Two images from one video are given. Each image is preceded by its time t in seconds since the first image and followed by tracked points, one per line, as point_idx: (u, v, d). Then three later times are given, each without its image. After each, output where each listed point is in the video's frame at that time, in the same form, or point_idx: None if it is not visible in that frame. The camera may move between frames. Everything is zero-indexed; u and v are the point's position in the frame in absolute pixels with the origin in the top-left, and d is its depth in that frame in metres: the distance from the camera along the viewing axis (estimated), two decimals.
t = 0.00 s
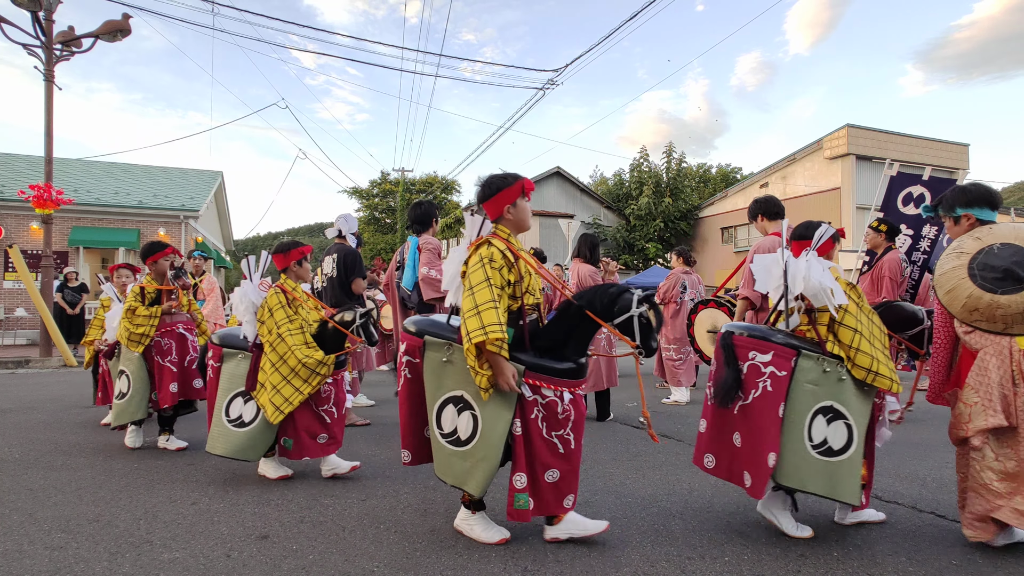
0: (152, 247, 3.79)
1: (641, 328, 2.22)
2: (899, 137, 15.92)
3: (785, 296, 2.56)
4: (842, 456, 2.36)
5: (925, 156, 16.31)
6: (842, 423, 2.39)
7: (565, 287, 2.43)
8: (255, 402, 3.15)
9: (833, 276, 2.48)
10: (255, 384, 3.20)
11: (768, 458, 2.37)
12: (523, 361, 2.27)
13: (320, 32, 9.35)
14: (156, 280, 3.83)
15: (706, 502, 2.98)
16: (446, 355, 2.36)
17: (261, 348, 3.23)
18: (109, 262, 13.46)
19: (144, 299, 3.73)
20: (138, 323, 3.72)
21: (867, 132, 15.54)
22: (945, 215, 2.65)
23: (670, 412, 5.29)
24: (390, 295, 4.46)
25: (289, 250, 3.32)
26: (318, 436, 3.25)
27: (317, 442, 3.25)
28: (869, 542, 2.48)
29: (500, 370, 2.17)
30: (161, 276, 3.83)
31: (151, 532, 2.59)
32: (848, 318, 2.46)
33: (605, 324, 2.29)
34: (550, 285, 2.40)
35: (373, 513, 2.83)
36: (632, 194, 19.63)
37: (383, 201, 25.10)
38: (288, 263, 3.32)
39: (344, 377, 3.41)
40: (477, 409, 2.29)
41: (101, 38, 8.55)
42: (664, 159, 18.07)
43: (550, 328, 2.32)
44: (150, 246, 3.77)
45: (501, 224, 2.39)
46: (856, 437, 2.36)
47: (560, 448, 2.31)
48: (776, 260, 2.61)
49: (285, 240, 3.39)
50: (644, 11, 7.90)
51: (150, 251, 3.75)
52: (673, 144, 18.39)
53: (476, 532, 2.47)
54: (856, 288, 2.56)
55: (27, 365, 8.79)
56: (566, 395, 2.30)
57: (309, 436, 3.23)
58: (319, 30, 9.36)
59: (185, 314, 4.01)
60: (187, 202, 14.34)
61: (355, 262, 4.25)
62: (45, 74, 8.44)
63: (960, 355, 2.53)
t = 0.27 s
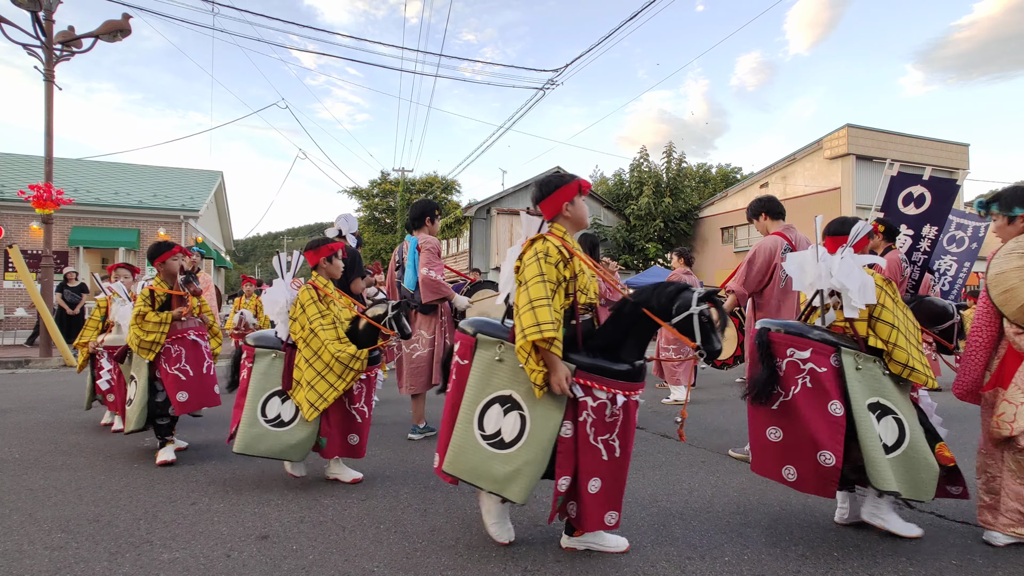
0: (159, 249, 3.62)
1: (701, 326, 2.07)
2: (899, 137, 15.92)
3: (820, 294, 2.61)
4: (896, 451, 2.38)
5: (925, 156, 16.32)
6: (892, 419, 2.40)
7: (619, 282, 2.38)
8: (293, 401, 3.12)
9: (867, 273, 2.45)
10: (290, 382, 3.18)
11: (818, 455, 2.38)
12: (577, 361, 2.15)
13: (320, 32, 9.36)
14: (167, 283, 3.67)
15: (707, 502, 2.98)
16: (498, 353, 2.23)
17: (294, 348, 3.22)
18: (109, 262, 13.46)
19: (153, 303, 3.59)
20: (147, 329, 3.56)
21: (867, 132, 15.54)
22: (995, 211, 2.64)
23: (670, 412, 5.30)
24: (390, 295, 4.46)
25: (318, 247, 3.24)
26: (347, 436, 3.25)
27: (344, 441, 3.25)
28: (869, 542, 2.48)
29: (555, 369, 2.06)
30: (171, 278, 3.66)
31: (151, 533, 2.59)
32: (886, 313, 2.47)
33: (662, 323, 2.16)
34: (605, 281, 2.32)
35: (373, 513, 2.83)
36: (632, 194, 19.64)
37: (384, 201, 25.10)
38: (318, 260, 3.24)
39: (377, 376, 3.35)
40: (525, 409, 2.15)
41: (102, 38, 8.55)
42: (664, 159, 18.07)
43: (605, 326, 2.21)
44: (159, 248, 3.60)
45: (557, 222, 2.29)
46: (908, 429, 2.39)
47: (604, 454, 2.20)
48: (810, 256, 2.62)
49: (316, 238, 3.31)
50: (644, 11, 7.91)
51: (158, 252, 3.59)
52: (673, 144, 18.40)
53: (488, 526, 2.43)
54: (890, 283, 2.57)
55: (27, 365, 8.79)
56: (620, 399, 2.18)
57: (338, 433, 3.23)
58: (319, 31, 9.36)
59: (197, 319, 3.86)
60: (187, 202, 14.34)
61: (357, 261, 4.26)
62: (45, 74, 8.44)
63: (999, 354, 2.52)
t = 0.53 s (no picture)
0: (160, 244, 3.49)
1: (761, 325, 2.00)
2: (899, 137, 15.92)
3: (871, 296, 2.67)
4: (935, 459, 2.42)
5: (925, 156, 16.31)
6: (933, 427, 2.44)
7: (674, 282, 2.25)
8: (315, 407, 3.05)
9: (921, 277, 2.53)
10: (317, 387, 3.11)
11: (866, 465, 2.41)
12: (628, 361, 2.03)
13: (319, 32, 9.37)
14: (170, 278, 3.56)
15: (707, 503, 2.98)
16: (547, 356, 2.18)
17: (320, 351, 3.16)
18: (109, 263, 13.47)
19: (160, 301, 3.49)
20: (158, 328, 3.46)
21: (867, 132, 15.54)
22: None
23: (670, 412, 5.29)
24: (389, 295, 4.46)
25: (344, 247, 3.05)
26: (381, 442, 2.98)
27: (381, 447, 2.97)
28: (869, 543, 2.48)
29: (599, 370, 1.97)
30: (175, 274, 3.57)
31: (151, 532, 2.59)
32: (937, 320, 2.51)
33: (719, 322, 2.06)
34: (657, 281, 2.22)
35: (373, 513, 2.83)
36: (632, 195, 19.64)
37: (384, 201, 25.11)
38: (343, 260, 3.07)
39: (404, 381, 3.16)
40: (578, 412, 2.10)
41: (102, 38, 8.55)
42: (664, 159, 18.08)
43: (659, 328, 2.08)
44: (159, 243, 3.48)
45: (608, 219, 2.21)
46: (944, 439, 2.44)
47: (672, 464, 2.01)
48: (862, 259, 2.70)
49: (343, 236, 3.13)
50: (644, 11, 7.91)
51: (157, 249, 3.47)
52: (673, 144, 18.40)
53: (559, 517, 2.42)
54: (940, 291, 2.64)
55: (27, 365, 8.79)
56: (676, 399, 2.00)
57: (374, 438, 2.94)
58: (319, 31, 9.37)
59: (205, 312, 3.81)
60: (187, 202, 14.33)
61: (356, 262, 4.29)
62: (45, 74, 8.44)
63: None
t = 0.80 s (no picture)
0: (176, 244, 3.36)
1: (847, 329, 1.95)
2: (899, 137, 15.93)
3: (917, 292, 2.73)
4: (967, 454, 2.45)
5: (925, 156, 16.31)
6: (968, 424, 2.47)
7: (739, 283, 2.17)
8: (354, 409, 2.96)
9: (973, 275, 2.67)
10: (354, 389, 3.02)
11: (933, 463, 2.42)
12: (703, 367, 1.93)
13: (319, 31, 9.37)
14: (185, 280, 3.40)
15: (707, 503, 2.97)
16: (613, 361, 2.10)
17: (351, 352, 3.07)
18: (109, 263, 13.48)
19: (172, 304, 3.33)
20: (168, 332, 3.32)
21: (867, 132, 15.54)
22: None
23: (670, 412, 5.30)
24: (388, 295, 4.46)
25: (371, 243, 3.00)
26: (414, 448, 2.92)
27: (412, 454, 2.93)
28: (869, 543, 2.48)
29: (673, 381, 1.87)
30: (191, 275, 3.39)
31: (151, 532, 2.59)
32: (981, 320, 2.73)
33: (798, 325, 1.98)
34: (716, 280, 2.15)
35: (373, 513, 2.83)
36: (632, 195, 19.65)
37: (384, 201, 25.11)
38: (371, 256, 3.01)
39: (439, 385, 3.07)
40: (650, 421, 2.01)
41: (102, 38, 8.55)
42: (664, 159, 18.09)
43: (732, 329, 2.02)
44: (174, 243, 3.33)
45: (669, 216, 2.08)
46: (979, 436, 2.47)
47: (745, 470, 1.96)
48: (909, 253, 2.73)
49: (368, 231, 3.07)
50: (644, 11, 7.91)
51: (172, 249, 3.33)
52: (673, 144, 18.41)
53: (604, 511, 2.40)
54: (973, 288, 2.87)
55: (27, 365, 8.78)
56: (756, 408, 1.93)
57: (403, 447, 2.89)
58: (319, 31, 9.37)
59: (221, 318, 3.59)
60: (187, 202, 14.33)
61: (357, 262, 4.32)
62: (45, 74, 8.44)
63: None
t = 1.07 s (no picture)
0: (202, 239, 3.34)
1: (914, 330, 1.98)
2: (899, 137, 15.94)
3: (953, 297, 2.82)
4: (1011, 453, 2.53)
5: (925, 156, 16.31)
6: (1010, 423, 2.54)
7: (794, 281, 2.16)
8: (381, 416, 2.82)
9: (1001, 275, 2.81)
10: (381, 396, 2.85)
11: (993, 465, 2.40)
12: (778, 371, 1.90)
13: (319, 31, 9.37)
14: (208, 276, 3.38)
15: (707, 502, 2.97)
16: (674, 364, 2.02)
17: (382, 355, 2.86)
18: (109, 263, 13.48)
19: (193, 299, 3.30)
20: (184, 328, 3.28)
21: (867, 132, 15.54)
22: None
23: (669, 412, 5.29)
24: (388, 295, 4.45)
25: (411, 240, 2.89)
26: (449, 455, 2.88)
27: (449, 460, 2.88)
28: (869, 542, 2.48)
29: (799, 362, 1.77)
30: (214, 272, 3.37)
31: (151, 533, 2.58)
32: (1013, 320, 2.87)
33: (866, 326, 1.97)
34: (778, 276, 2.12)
35: (373, 513, 2.83)
36: (632, 194, 19.65)
37: (384, 201, 25.11)
38: (408, 254, 2.88)
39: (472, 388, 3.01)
40: (717, 428, 1.93)
41: (102, 37, 8.55)
42: (664, 159, 18.09)
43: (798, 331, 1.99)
44: (201, 238, 3.32)
45: (731, 212, 2.05)
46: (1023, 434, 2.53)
47: (811, 475, 1.94)
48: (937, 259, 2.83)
49: (406, 228, 2.95)
50: (644, 11, 7.92)
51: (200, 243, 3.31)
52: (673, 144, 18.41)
53: None
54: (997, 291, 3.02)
55: (27, 365, 8.78)
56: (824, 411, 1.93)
57: (440, 454, 2.86)
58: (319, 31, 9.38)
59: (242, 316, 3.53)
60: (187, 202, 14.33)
61: (357, 262, 4.35)
62: (45, 74, 8.44)
63: None
